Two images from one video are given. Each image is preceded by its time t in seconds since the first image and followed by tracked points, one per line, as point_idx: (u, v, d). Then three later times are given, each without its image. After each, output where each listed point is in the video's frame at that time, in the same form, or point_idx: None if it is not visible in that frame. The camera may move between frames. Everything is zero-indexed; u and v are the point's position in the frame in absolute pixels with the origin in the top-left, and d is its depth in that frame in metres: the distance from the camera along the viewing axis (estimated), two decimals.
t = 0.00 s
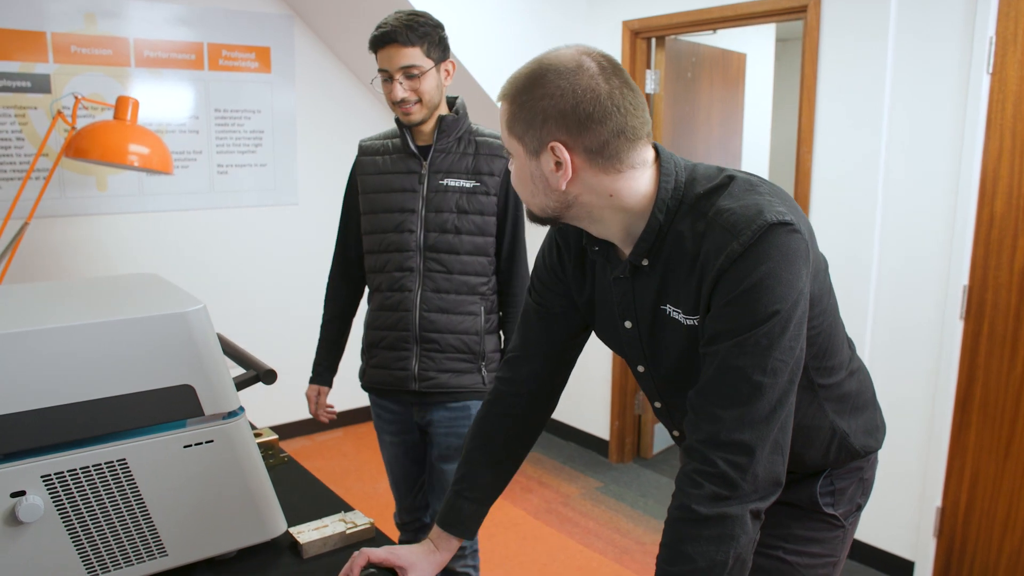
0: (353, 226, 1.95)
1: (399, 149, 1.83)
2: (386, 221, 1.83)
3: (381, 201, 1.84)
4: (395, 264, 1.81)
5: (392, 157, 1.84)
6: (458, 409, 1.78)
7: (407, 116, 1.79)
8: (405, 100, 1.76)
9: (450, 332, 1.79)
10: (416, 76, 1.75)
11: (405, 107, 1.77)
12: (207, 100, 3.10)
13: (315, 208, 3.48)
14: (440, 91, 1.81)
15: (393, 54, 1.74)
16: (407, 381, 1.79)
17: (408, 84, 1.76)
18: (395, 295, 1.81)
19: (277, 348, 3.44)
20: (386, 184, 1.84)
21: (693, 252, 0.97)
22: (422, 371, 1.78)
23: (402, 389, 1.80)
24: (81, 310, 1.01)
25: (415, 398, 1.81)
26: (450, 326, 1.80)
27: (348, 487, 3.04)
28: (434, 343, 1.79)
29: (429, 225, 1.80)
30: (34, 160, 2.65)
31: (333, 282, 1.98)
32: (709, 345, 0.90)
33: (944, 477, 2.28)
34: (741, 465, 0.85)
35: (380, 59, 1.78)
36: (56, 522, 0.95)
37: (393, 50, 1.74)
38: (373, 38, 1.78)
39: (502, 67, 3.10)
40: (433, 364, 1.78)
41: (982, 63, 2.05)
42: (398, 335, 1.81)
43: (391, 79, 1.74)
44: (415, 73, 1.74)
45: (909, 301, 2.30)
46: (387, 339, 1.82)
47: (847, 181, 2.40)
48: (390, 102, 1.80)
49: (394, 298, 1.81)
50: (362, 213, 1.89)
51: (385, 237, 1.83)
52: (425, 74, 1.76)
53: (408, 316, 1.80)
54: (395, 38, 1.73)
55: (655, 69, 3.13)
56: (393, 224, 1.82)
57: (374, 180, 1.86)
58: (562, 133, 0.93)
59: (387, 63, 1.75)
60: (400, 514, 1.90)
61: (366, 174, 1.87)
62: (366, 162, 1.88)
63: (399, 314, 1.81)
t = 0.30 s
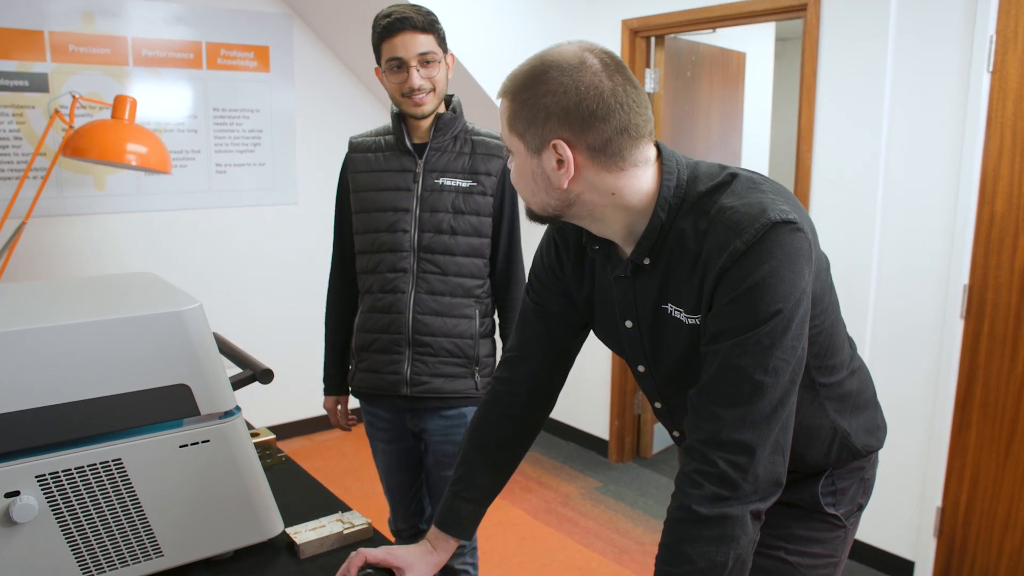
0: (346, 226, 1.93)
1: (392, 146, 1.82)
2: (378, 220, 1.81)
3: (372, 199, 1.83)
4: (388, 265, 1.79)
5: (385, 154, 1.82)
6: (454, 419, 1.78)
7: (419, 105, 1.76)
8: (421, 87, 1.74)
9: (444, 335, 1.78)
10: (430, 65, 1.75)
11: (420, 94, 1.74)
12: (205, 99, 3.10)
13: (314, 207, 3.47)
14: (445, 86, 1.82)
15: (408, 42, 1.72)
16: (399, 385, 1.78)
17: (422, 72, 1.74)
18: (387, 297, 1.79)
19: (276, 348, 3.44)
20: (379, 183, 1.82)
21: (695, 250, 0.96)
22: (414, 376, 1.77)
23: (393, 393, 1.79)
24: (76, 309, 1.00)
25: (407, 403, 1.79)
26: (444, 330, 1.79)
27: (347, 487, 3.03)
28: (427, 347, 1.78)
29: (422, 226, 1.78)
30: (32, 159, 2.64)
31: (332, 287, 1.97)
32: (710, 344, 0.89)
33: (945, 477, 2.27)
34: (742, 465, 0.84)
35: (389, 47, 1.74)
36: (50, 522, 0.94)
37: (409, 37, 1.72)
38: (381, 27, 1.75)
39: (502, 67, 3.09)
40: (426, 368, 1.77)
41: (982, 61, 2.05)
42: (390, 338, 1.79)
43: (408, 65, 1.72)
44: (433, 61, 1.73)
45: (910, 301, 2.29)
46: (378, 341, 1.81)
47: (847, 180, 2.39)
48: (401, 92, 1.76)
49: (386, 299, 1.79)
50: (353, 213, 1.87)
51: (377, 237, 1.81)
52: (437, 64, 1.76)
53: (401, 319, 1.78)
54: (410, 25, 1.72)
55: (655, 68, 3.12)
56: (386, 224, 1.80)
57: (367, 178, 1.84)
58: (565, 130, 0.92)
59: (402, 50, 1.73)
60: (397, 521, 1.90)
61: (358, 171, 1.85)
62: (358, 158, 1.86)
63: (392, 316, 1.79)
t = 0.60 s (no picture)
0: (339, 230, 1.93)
1: (385, 147, 1.82)
2: (374, 222, 1.80)
3: (367, 202, 1.82)
4: (384, 268, 1.79)
5: (379, 155, 1.82)
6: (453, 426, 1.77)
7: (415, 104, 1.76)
8: (418, 86, 1.73)
9: (442, 339, 1.78)
10: (425, 63, 1.75)
11: (417, 93, 1.74)
12: (203, 100, 3.09)
13: (312, 207, 3.47)
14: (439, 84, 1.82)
15: (402, 40, 1.72)
16: (398, 390, 1.77)
17: (418, 70, 1.74)
18: (384, 300, 1.79)
19: (274, 348, 3.43)
20: (374, 184, 1.81)
21: (687, 250, 0.95)
22: (413, 381, 1.77)
23: (391, 399, 1.78)
24: (70, 310, 1.00)
25: (404, 409, 1.79)
26: (442, 334, 1.79)
27: (345, 487, 3.03)
28: (425, 352, 1.78)
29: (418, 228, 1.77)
30: (29, 159, 2.64)
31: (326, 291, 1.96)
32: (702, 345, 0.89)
33: (944, 478, 2.26)
34: (734, 467, 0.83)
35: (383, 46, 1.74)
36: (42, 525, 0.94)
37: (403, 35, 1.72)
38: (372, 26, 1.74)
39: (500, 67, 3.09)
40: (424, 373, 1.77)
41: (982, 61, 2.04)
42: (388, 343, 1.79)
43: (404, 64, 1.71)
44: (428, 59, 1.73)
45: (909, 302, 2.28)
46: (375, 346, 1.80)
47: (846, 180, 2.39)
48: (397, 91, 1.75)
49: (383, 303, 1.79)
50: (348, 215, 1.87)
51: (372, 239, 1.81)
52: (432, 62, 1.76)
53: (398, 323, 1.78)
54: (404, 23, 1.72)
55: (654, 67, 3.12)
56: (381, 226, 1.79)
57: (361, 179, 1.83)
58: (557, 128, 0.92)
59: (396, 49, 1.72)
60: (393, 527, 1.89)
61: (351, 173, 1.85)
62: (352, 159, 1.85)
63: (389, 320, 1.78)
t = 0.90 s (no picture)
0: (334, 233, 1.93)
1: (380, 147, 1.81)
2: (371, 225, 1.80)
3: (363, 203, 1.82)
4: (381, 271, 1.78)
5: (375, 155, 1.81)
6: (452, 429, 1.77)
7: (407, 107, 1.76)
8: (410, 89, 1.73)
9: (441, 342, 1.77)
10: (417, 65, 1.74)
11: (409, 96, 1.74)
12: (201, 100, 3.09)
13: (310, 207, 3.47)
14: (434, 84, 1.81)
15: (394, 42, 1.71)
16: (396, 394, 1.77)
17: (408, 73, 1.73)
18: (382, 303, 1.78)
19: (272, 349, 3.43)
20: (369, 185, 1.81)
21: (678, 252, 0.95)
22: (411, 384, 1.76)
23: (390, 402, 1.78)
24: (62, 311, 0.99)
25: (403, 412, 1.78)
26: (441, 336, 1.78)
27: (342, 488, 3.03)
28: (424, 355, 1.77)
29: (414, 230, 1.77)
30: (25, 160, 2.63)
31: (320, 295, 1.96)
32: (694, 346, 0.88)
33: (942, 479, 2.26)
34: (726, 469, 0.83)
35: (375, 49, 1.73)
36: (34, 528, 0.93)
37: (393, 37, 1.71)
38: (363, 29, 1.74)
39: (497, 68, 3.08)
40: (423, 377, 1.77)
41: (980, 60, 2.04)
42: (386, 346, 1.78)
43: (396, 67, 1.71)
44: (419, 61, 1.72)
45: (907, 302, 2.28)
46: (373, 350, 1.80)
47: (844, 180, 2.38)
48: (389, 94, 1.75)
49: (381, 306, 1.78)
50: (344, 217, 1.86)
51: (369, 241, 1.80)
52: (424, 63, 1.75)
53: (396, 325, 1.77)
54: (394, 25, 1.71)
55: (652, 67, 3.11)
56: (377, 228, 1.79)
57: (356, 180, 1.83)
58: (548, 129, 0.91)
59: (387, 52, 1.72)
60: (389, 532, 1.87)
61: (347, 174, 1.84)
62: (347, 160, 1.85)
63: (387, 323, 1.78)
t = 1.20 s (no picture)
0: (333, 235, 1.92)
1: (380, 146, 1.80)
2: (370, 225, 1.79)
3: (362, 203, 1.80)
4: (380, 271, 1.77)
5: (374, 154, 1.80)
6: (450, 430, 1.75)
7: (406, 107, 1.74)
8: (407, 88, 1.71)
9: (440, 343, 1.76)
10: (414, 64, 1.72)
11: (407, 95, 1.72)
12: (197, 99, 3.08)
13: (307, 207, 3.45)
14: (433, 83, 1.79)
15: (390, 41, 1.70)
16: (395, 396, 1.75)
17: (406, 72, 1.71)
18: (381, 303, 1.77)
19: (269, 349, 3.41)
20: (368, 185, 1.79)
21: (671, 252, 0.94)
22: (411, 386, 1.75)
23: (389, 405, 1.76)
24: (53, 312, 0.98)
25: (403, 414, 1.77)
26: (440, 337, 1.77)
27: (339, 489, 3.01)
28: (423, 356, 1.76)
29: (414, 230, 1.76)
30: (19, 159, 2.62)
31: (319, 296, 1.94)
32: (687, 347, 0.87)
33: (942, 480, 2.25)
34: (719, 471, 0.82)
35: (372, 48, 1.71)
36: (23, 531, 0.92)
37: (390, 36, 1.70)
38: (359, 28, 1.72)
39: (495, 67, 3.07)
40: (422, 378, 1.75)
41: (979, 58, 2.03)
42: (384, 347, 1.77)
43: (393, 66, 1.69)
44: (416, 60, 1.70)
45: (907, 302, 2.27)
46: (372, 351, 1.78)
47: (843, 179, 2.37)
48: (387, 93, 1.73)
49: (380, 307, 1.77)
50: (342, 217, 1.85)
51: (368, 241, 1.79)
52: (422, 62, 1.73)
53: (395, 327, 1.76)
54: (391, 24, 1.69)
55: (651, 67, 3.10)
56: (376, 228, 1.78)
57: (354, 180, 1.82)
58: (561, 115, 0.90)
59: (385, 50, 1.70)
60: (386, 535, 1.85)
61: (345, 174, 1.83)
62: (345, 160, 1.83)
63: (386, 324, 1.77)
